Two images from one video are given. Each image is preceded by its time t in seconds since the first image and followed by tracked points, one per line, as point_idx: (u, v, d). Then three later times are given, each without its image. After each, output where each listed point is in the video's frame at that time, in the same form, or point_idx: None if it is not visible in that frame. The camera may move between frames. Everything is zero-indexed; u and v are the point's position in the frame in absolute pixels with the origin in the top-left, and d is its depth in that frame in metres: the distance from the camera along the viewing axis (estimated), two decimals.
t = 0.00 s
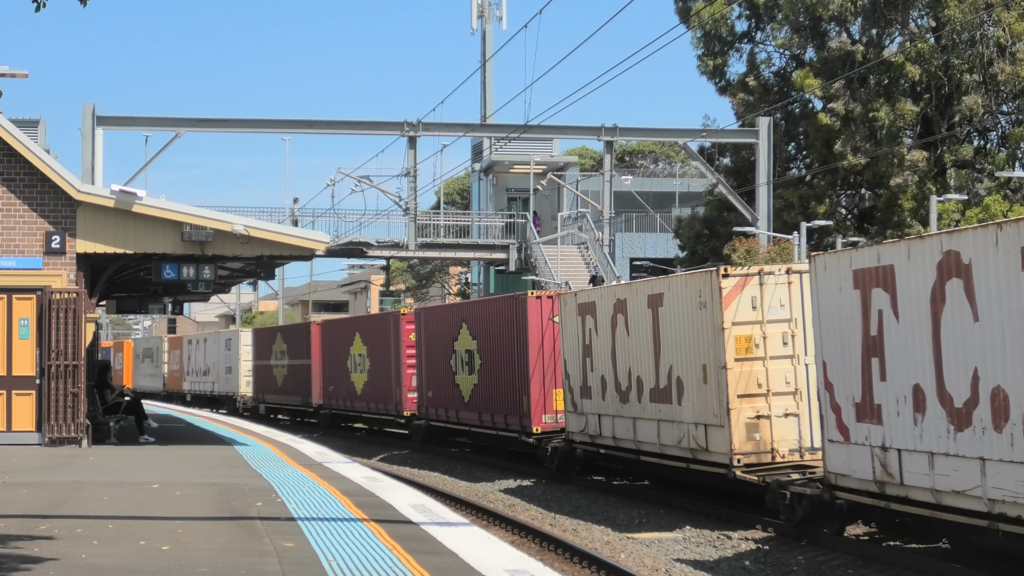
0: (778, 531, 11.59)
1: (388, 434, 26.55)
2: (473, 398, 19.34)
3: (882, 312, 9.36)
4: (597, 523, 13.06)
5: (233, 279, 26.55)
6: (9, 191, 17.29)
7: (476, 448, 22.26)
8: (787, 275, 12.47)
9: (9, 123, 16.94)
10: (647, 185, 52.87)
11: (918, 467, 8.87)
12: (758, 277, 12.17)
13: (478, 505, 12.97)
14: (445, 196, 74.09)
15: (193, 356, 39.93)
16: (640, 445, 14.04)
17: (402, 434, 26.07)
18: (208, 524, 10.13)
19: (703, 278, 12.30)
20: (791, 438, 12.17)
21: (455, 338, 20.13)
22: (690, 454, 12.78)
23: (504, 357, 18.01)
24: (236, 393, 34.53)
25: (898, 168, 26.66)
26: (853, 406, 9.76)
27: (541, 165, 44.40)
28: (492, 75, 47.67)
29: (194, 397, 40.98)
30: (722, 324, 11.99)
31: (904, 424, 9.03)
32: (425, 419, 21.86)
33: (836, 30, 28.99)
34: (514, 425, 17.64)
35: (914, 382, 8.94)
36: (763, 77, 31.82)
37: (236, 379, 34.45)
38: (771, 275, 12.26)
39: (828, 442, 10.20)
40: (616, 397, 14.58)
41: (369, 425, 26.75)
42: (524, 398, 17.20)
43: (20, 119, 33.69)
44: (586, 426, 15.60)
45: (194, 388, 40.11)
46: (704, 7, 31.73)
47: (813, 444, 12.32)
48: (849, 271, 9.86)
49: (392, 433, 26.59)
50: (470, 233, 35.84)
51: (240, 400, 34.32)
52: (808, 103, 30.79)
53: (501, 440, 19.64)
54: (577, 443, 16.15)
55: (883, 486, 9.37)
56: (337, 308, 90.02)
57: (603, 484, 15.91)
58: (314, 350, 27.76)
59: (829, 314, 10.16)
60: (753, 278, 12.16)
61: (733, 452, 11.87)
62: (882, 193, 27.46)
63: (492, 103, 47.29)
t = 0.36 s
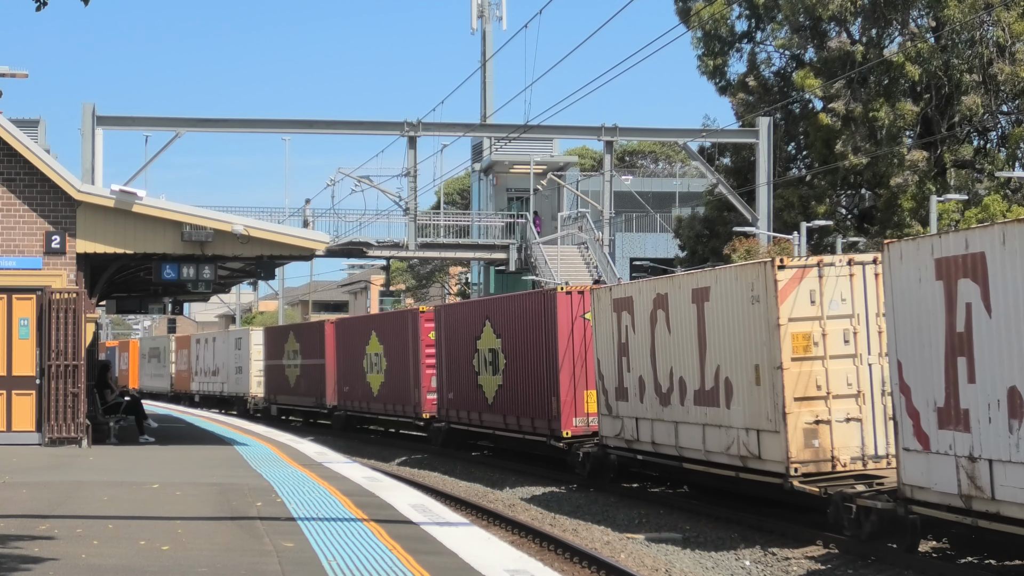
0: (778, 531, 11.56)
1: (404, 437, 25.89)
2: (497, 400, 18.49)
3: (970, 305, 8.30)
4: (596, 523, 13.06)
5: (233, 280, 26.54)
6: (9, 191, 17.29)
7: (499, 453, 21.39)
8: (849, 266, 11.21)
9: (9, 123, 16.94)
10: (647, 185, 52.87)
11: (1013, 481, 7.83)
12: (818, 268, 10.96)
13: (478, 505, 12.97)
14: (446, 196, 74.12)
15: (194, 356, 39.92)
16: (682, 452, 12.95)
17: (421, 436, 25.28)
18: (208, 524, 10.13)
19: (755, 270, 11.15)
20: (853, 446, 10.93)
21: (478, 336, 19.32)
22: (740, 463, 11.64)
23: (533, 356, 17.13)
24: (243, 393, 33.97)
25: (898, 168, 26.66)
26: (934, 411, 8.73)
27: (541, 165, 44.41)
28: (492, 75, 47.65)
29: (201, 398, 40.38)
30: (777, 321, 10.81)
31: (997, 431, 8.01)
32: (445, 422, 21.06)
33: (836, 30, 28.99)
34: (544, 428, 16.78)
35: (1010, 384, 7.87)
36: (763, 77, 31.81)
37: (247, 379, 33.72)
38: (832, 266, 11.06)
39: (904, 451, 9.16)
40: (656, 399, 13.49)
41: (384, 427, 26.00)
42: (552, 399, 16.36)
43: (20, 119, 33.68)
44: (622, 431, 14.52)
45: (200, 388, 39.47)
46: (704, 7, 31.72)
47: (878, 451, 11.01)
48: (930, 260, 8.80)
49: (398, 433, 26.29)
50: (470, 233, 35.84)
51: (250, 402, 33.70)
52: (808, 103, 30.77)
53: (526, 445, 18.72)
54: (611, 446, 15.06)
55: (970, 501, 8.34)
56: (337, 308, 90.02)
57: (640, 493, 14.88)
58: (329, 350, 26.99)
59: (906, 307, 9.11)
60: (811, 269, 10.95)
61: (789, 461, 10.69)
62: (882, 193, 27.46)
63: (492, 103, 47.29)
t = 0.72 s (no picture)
0: (778, 532, 11.54)
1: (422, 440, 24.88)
2: (523, 402, 17.62)
3: None
4: (596, 523, 13.06)
5: (233, 280, 26.55)
6: (9, 191, 17.29)
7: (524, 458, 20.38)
8: (919, 257, 10.01)
9: (9, 123, 16.94)
10: (647, 185, 52.88)
11: None
12: (886, 259, 9.81)
13: (478, 505, 12.98)
14: (445, 197, 74.11)
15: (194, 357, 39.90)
16: (730, 460, 11.78)
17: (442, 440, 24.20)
18: (208, 524, 10.13)
19: (816, 261, 10.00)
20: (925, 454, 9.74)
21: (502, 336, 18.43)
22: (799, 472, 10.47)
23: (562, 355, 16.20)
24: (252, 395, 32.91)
25: (898, 168, 26.51)
26: None
27: (542, 165, 44.43)
28: (492, 75, 47.67)
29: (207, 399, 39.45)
30: (841, 317, 9.65)
31: None
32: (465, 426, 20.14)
33: (836, 30, 29.01)
34: (575, 432, 15.83)
35: None
36: (763, 77, 31.79)
37: (258, 379, 32.24)
38: (902, 257, 9.91)
39: (994, 461, 7.97)
40: (700, 401, 12.32)
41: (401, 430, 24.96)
42: (586, 401, 15.47)
43: (20, 119, 33.69)
44: (661, 436, 13.35)
45: (207, 388, 38.54)
46: (703, 7, 31.72)
47: (952, 460, 9.82)
48: None
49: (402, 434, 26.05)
50: (470, 233, 35.87)
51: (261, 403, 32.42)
52: (808, 103, 30.79)
53: (555, 449, 17.69)
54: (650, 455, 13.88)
55: None
56: (337, 308, 90.02)
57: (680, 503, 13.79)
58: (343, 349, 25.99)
59: (999, 299, 7.92)
60: (880, 260, 9.78)
61: (856, 471, 9.50)
62: (882, 193, 27.47)
63: (492, 103, 47.29)
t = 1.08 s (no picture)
0: (778, 532, 11.56)
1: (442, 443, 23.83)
2: (552, 405, 16.48)
3: None
4: (597, 523, 13.06)
5: (233, 279, 26.55)
6: (9, 191, 17.29)
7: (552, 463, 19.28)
8: (1005, 244, 9.03)
9: (9, 123, 16.94)
10: (647, 185, 52.87)
11: None
12: (968, 247, 8.82)
13: (478, 505, 12.97)
14: (445, 196, 74.15)
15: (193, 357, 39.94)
16: (786, 469, 10.74)
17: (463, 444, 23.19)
18: (208, 525, 10.13)
19: (891, 249, 8.98)
20: (1012, 464, 8.74)
21: (529, 333, 17.23)
22: (869, 484, 9.46)
23: (597, 355, 15.01)
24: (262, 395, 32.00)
25: (899, 168, 26.48)
26: None
27: (541, 165, 44.44)
28: (492, 75, 47.67)
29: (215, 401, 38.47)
30: (920, 312, 8.64)
31: None
32: (490, 429, 19.02)
33: (835, 30, 29.02)
34: (610, 437, 14.67)
35: None
36: (763, 77, 31.79)
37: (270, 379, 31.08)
38: (985, 246, 8.94)
39: None
40: (753, 405, 11.29)
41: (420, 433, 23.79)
42: (621, 403, 14.28)
43: (20, 119, 33.69)
44: (707, 442, 12.30)
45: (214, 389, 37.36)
46: (703, 7, 31.72)
47: None
48: None
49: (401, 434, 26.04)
50: (470, 233, 35.88)
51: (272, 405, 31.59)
52: (808, 103, 30.79)
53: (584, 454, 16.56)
54: (693, 462, 12.83)
55: None
56: (337, 308, 90.02)
57: (728, 514, 12.72)
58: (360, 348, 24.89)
59: None
60: (963, 249, 8.80)
61: (936, 483, 8.51)
62: (882, 193, 27.46)
63: (492, 103, 47.30)
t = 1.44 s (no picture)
0: (778, 532, 11.57)
1: (461, 447, 22.94)
2: (583, 407, 15.57)
3: None
4: (597, 523, 13.05)
5: (233, 279, 26.54)
6: (9, 191, 17.29)
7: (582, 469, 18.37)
8: None
9: (9, 123, 16.94)
10: (647, 185, 52.86)
11: None
12: None
13: (478, 505, 12.97)
14: (445, 196, 74.14)
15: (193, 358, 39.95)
16: (851, 479, 9.93)
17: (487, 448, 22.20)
18: (208, 524, 10.13)
19: (981, 235, 8.24)
20: None
21: (558, 331, 16.34)
22: (952, 497, 8.68)
23: (634, 354, 14.10)
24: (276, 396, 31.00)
25: (899, 169, 26.53)
26: None
27: (542, 165, 44.46)
28: (492, 75, 47.67)
29: (226, 401, 37.31)
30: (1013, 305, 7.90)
31: None
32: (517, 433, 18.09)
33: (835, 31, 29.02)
34: (650, 442, 13.77)
35: None
36: (763, 77, 31.79)
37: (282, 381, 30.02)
38: None
39: None
40: (814, 409, 10.48)
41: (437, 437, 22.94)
42: (661, 406, 13.37)
43: (20, 119, 33.69)
44: (760, 448, 11.48)
45: (226, 390, 36.28)
46: (703, 7, 31.72)
47: None
48: None
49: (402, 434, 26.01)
50: (470, 233, 35.90)
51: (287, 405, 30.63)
52: (808, 103, 30.78)
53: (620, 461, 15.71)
54: (743, 470, 12.05)
55: None
56: (336, 308, 90.02)
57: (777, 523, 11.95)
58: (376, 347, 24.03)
59: None
60: None
61: None
62: (882, 194, 27.46)
63: (492, 102, 47.30)
